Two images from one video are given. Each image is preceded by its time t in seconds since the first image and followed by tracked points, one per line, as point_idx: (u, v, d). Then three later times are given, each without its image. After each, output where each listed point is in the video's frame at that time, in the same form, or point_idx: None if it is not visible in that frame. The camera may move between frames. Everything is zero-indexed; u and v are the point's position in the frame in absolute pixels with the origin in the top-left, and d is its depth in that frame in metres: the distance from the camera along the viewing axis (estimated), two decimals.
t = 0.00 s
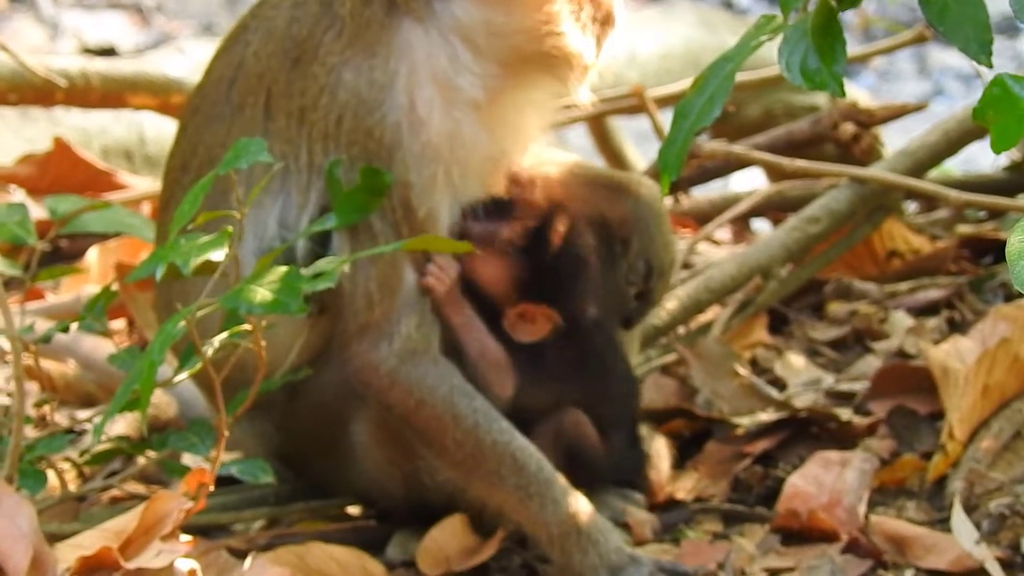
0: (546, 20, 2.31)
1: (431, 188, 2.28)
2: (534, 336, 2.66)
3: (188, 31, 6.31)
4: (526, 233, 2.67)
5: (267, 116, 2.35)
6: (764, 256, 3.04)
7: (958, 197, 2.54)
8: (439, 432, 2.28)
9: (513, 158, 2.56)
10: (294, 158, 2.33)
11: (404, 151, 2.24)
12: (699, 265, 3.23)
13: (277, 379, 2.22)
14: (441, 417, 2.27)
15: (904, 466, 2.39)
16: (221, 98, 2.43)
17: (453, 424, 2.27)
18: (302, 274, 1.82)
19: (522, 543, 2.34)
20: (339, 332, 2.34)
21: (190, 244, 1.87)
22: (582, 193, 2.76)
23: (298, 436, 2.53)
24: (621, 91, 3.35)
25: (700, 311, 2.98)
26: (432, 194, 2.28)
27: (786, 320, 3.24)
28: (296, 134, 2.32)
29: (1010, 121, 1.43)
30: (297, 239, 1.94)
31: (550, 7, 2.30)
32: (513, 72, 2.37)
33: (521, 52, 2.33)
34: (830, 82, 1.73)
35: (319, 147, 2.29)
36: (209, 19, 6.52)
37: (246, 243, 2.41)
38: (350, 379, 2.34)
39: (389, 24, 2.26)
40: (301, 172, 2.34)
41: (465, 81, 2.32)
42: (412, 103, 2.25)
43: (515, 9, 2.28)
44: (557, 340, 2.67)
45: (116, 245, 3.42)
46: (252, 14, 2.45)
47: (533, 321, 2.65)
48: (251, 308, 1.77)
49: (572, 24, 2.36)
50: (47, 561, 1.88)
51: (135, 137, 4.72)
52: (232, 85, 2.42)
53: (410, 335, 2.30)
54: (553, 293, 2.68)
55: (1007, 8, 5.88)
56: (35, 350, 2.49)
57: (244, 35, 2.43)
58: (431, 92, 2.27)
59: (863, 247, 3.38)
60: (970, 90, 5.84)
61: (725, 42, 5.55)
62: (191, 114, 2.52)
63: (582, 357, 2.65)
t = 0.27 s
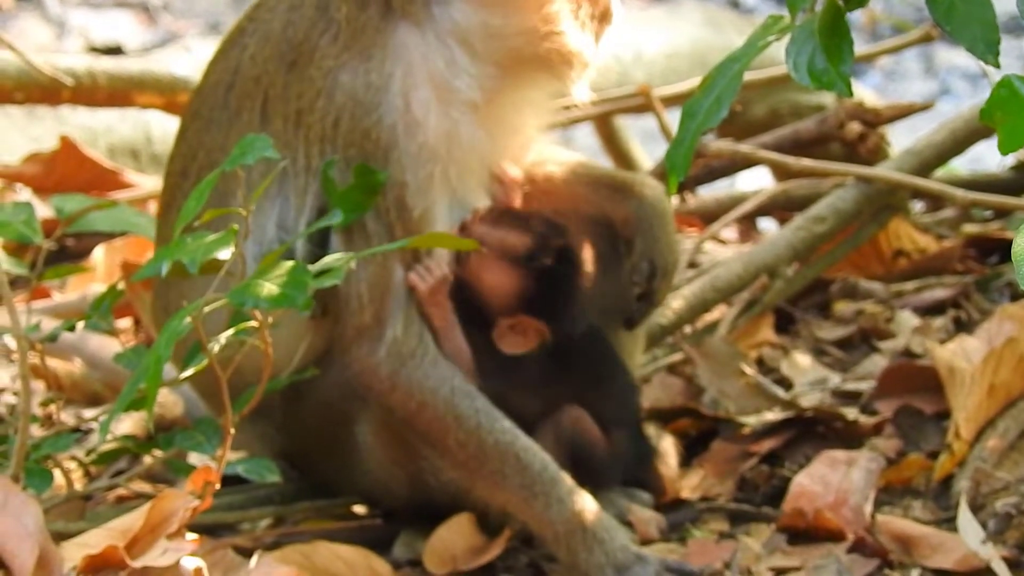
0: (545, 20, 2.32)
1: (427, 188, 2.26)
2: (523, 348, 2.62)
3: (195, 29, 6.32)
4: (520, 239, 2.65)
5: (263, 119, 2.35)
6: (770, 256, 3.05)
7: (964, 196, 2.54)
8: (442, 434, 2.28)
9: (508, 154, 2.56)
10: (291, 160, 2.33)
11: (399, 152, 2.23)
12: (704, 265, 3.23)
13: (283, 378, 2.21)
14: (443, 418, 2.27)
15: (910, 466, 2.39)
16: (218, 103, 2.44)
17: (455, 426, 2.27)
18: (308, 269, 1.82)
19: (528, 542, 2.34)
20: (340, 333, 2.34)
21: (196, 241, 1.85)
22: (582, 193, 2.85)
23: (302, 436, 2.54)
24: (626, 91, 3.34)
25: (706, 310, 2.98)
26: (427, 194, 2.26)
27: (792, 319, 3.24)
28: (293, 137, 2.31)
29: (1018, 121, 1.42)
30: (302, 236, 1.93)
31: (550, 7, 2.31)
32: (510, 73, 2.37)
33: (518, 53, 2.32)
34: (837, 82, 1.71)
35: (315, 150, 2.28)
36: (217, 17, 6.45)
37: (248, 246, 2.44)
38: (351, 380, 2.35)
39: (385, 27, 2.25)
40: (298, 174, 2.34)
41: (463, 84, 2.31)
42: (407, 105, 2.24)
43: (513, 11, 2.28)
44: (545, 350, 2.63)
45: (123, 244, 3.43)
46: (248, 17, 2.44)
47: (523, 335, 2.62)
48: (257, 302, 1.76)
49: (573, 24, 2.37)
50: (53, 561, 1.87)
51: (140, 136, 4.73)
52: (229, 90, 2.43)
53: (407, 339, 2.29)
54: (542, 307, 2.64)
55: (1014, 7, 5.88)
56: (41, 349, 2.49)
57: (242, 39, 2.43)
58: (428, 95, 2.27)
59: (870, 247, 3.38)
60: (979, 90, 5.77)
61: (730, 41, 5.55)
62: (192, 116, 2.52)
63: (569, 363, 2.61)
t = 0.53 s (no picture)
0: (554, 24, 2.29)
1: (439, 201, 2.27)
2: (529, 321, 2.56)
3: (196, 29, 6.33)
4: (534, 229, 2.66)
5: (270, 125, 2.35)
6: (771, 255, 3.05)
7: (967, 196, 2.55)
8: (442, 435, 2.28)
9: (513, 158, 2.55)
10: (299, 168, 2.35)
11: (411, 165, 2.24)
12: (707, 264, 3.23)
13: (286, 377, 2.21)
14: (443, 420, 2.27)
15: (912, 465, 2.39)
16: (223, 106, 2.44)
17: (454, 428, 2.27)
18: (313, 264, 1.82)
19: (530, 542, 2.35)
20: (342, 335, 2.35)
21: (198, 241, 1.85)
22: (589, 192, 2.85)
23: (303, 436, 2.54)
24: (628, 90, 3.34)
25: (708, 309, 2.98)
26: (440, 207, 2.28)
27: (794, 318, 3.24)
28: (302, 146, 2.32)
29: (1018, 119, 1.42)
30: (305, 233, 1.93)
31: (559, 12, 2.29)
32: (515, 77, 2.35)
33: (526, 58, 2.30)
34: (837, 80, 1.71)
35: (324, 159, 2.29)
36: (217, 16, 6.49)
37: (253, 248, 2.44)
38: (351, 384, 2.34)
39: (392, 37, 2.24)
40: (306, 183, 2.35)
41: (470, 91, 2.30)
42: (417, 116, 2.24)
43: (521, 17, 2.25)
44: (551, 336, 2.61)
45: (125, 243, 3.43)
46: (253, 20, 2.43)
47: (518, 310, 2.56)
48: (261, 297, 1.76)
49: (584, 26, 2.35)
50: (55, 561, 1.86)
51: (142, 135, 4.73)
52: (234, 93, 2.43)
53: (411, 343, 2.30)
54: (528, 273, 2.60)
55: (1016, 6, 5.87)
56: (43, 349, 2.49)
57: (246, 40, 2.43)
58: (437, 105, 2.26)
59: (872, 246, 3.38)
60: (980, 89, 5.77)
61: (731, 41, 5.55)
62: (196, 117, 2.52)
63: (589, 369, 2.58)
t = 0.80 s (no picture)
0: (564, 22, 2.29)
1: (445, 199, 2.28)
2: (534, 333, 2.61)
3: (197, 29, 6.34)
4: (540, 226, 2.62)
5: (276, 124, 2.36)
6: (772, 254, 3.05)
7: (968, 196, 2.55)
8: (444, 434, 2.28)
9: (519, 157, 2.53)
10: (304, 165, 2.35)
11: (417, 162, 2.24)
12: (708, 265, 3.23)
13: (286, 378, 2.20)
14: (445, 418, 2.27)
15: (912, 465, 2.38)
16: (230, 104, 2.44)
17: (457, 426, 2.27)
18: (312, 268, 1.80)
19: (531, 541, 2.35)
20: (344, 334, 2.34)
21: (199, 241, 1.85)
22: (593, 191, 2.79)
23: (305, 435, 2.53)
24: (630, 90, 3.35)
25: (709, 309, 2.99)
26: (446, 205, 2.28)
27: (794, 318, 3.25)
28: (307, 143, 2.33)
29: (1018, 118, 1.42)
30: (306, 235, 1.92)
31: (570, 11, 2.28)
32: (525, 77, 2.34)
33: (536, 58, 2.30)
34: (835, 78, 1.70)
35: (329, 156, 2.30)
36: (218, 16, 6.53)
37: (255, 246, 2.43)
38: (354, 381, 2.35)
39: (400, 35, 2.25)
40: (311, 180, 2.35)
41: (479, 90, 2.30)
42: (424, 114, 2.24)
43: (532, 17, 2.26)
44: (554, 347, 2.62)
45: (125, 243, 3.44)
46: (259, 18, 2.44)
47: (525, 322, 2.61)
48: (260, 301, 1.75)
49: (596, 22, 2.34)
50: (55, 561, 1.86)
51: (143, 135, 4.73)
52: (241, 90, 2.43)
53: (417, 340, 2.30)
54: (550, 290, 2.61)
55: (1016, 6, 5.88)
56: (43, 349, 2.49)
57: (253, 39, 2.43)
58: (445, 103, 2.26)
59: (872, 245, 3.38)
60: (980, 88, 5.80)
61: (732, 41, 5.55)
62: (200, 116, 2.52)
63: (579, 376, 2.60)
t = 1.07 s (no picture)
0: (562, 21, 2.30)
1: (443, 199, 2.27)
2: (528, 331, 2.67)
3: (199, 29, 6.34)
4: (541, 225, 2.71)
5: (273, 125, 2.36)
6: (774, 254, 3.05)
7: (968, 196, 2.55)
8: (444, 434, 2.28)
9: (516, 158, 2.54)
10: (302, 167, 2.35)
11: (414, 163, 2.24)
12: (708, 265, 3.23)
13: (287, 377, 2.20)
14: (445, 418, 2.27)
15: (914, 464, 2.39)
16: (227, 106, 2.44)
17: (457, 426, 2.27)
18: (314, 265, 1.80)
19: (531, 541, 2.34)
20: (344, 334, 2.35)
21: (200, 240, 1.85)
22: (592, 191, 2.79)
23: (306, 435, 2.53)
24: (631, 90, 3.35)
25: (710, 309, 2.98)
26: (444, 205, 2.27)
27: (796, 317, 3.25)
28: (304, 145, 2.33)
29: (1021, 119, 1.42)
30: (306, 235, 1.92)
31: (569, 10, 2.29)
32: (522, 77, 2.34)
33: (532, 58, 2.30)
34: (836, 78, 1.70)
35: (327, 157, 2.30)
36: (219, 16, 6.52)
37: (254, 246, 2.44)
38: (354, 381, 2.35)
39: (396, 36, 2.24)
40: (309, 181, 2.36)
41: (475, 91, 2.30)
42: (421, 114, 2.24)
43: (529, 17, 2.26)
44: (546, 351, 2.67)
45: (126, 242, 3.43)
46: (256, 19, 2.44)
47: (518, 317, 2.68)
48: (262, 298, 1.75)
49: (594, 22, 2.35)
50: (57, 561, 1.86)
51: (144, 135, 4.73)
52: (237, 92, 2.43)
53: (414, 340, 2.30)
54: (547, 284, 2.70)
55: (1017, 6, 5.88)
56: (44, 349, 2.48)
57: (249, 41, 2.43)
58: (441, 104, 2.26)
59: (874, 244, 3.39)
60: (981, 88, 5.81)
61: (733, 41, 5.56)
62: (199, 118, 2.51)
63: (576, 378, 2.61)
